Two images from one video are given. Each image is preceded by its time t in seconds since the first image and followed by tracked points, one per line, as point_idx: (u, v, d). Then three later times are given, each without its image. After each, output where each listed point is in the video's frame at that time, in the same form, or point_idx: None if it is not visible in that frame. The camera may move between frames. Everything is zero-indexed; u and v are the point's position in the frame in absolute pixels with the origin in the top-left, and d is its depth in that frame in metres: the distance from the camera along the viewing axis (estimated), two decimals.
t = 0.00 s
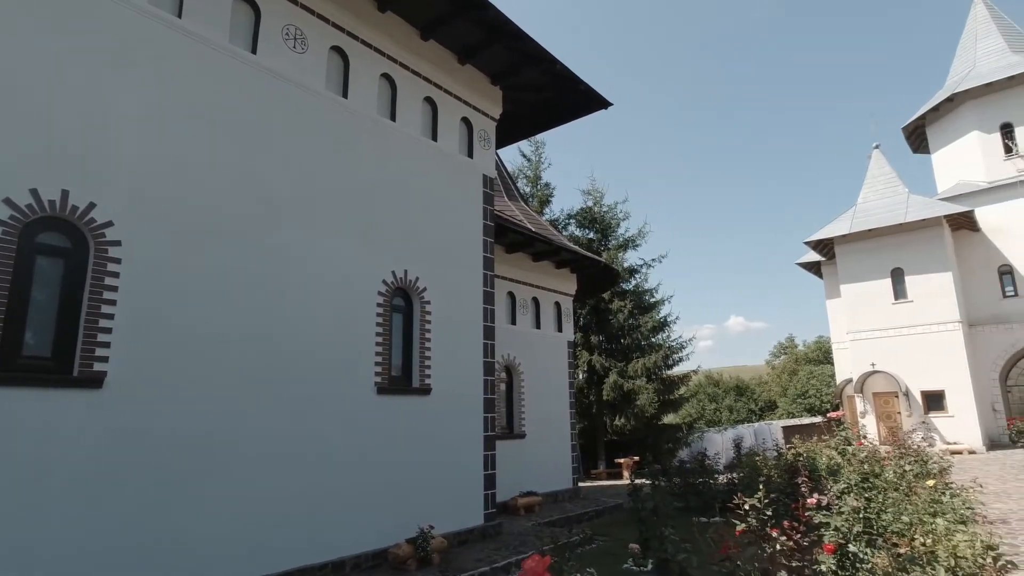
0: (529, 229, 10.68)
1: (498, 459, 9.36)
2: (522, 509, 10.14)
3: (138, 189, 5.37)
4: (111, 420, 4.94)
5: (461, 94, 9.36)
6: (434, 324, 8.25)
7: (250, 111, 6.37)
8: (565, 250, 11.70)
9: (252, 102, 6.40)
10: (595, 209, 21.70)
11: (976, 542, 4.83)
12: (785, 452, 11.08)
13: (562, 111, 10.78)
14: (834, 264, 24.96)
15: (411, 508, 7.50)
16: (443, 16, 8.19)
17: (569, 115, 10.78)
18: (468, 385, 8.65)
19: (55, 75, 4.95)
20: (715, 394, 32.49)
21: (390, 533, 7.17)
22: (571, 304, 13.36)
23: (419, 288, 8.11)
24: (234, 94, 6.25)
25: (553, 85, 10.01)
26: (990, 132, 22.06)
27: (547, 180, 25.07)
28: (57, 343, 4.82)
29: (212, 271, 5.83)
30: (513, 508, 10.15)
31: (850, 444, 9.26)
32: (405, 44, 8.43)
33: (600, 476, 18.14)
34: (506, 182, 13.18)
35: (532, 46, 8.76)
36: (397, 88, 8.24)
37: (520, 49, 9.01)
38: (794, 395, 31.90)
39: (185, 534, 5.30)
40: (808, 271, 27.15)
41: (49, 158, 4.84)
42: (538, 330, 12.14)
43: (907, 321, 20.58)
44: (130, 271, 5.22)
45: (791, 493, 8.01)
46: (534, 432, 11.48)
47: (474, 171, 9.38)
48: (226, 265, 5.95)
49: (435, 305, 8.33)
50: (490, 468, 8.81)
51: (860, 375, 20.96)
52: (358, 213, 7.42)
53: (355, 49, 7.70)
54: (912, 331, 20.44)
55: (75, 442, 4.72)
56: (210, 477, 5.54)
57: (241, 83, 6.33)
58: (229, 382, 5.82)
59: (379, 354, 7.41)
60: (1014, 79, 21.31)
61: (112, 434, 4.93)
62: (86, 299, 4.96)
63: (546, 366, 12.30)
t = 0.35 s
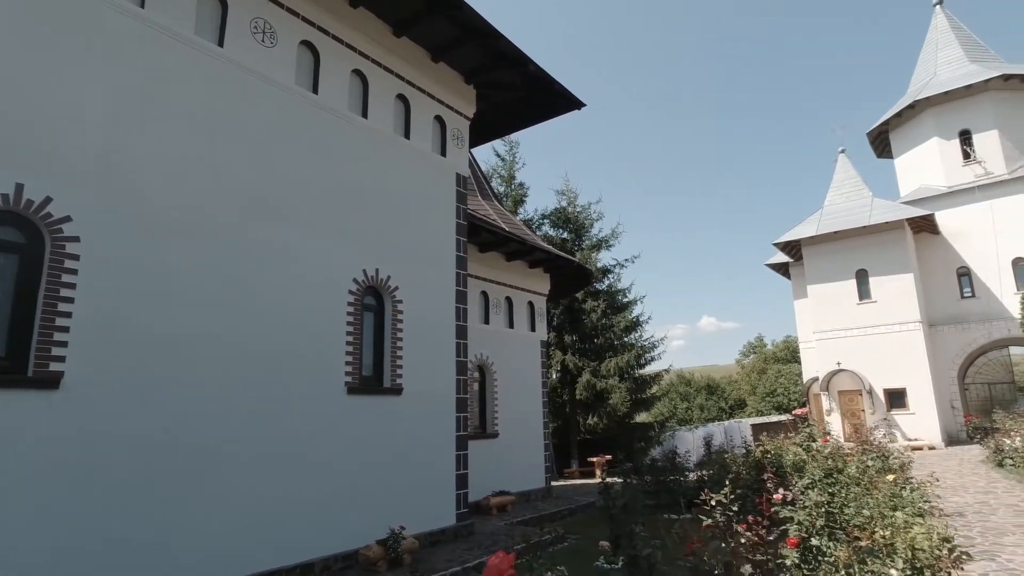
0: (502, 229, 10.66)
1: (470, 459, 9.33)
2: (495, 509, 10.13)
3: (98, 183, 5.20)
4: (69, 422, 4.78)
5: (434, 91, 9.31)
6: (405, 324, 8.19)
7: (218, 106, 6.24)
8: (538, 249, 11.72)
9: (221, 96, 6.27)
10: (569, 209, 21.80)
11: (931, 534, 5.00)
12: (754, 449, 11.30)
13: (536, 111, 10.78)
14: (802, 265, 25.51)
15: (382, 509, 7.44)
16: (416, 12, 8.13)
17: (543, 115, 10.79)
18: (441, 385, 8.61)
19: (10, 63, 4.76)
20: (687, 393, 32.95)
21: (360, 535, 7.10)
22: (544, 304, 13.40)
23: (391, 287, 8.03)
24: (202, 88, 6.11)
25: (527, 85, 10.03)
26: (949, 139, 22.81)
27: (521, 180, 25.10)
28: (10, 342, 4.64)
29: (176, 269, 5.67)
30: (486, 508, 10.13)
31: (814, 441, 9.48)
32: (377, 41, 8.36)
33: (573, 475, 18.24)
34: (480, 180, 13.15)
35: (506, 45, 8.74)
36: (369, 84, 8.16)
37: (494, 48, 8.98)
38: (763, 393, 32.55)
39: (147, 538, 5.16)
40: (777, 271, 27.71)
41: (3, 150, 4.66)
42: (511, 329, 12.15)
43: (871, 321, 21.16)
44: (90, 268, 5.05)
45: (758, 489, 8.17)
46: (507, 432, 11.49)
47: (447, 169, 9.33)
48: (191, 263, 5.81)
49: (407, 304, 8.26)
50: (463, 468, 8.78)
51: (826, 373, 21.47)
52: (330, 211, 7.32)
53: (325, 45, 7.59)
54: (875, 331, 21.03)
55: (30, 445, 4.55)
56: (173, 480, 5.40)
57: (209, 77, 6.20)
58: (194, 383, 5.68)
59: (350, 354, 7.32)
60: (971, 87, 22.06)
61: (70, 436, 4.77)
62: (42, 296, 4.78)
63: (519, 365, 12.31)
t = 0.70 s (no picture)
0: (474, 226, 10.62)
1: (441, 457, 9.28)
2: (465, 507, 10.10)
3: (51, 173, 4.99)
4: (18, 421, 4.57)
5: (405, 86, 9.21)
6: (374, 321, 8.09)
7: (183, 96, 6.08)
8: (510, 247, 11.71)
9: (186, 87, 6.11)
10: (542, 207, 21.85)
11: (887, 526, 5.15)
12: (721, 444, 11.49)
13: (509, 108, 10.75)
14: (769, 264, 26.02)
15: (351, 507, 7.34)
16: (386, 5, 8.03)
17: (516, 112, 10.77)
18: (410, 383, 8.54)
19: None
20: (657, 390, 33.35)
21: (328, 535, 6.98)
22: (516, 301, 13.40)
23: (360, 284, 7.93)
24: (165, 78, 5.94)
25: (499, 82, 10.00)
26: (910, 143, 23.51)
27: (494, 178, 25.07)
28: None
29: (135, 263, 5.49)
30: (456, 506, 10.09)
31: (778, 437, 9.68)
32: (347, 34, 8.24)
33: (544, 472, 18.30)
34: (452, 177, 13.08)
35: (478, 41, 8.70)
36: (338, 78, 8.03)
37: (466, 43, 8.93)
38: (731, 390, 33.15)
39: (104, 541, 4.97)
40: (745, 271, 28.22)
41: None
42: (483, 327, 12.11)
43: (835, 320, 21.70)
44: (41, 261, 4.84)
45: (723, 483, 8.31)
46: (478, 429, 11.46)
47: (418, 165, 9.25)
48: (151, 257, 5.62)
49: (377, 301, 8.16)
50: (433, 466, 8.73)
51: (792, 370, 21.95)
52: (298, 206, 7.20)
53: (293, 36, 7.45)
54: (839, 329, 21.58)
55: None
56: (132, 481, 5.23)
57: (173, 66, 6.03)
58: (155, 380, 5.50)
59: (317, 351, 7.19)
60: (931, 93, 22.77)
61: (19, 435, 4.57)
62: None
63: (491, 363, 12.28)
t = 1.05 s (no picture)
0: (444, 222, 10.54)
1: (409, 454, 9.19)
2: (434, 504, 10.02)
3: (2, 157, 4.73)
4: None
5: (374, 79, 9.08)
6: (341, 316, 7.96)
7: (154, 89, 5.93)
8: (481, 243, 11.67)
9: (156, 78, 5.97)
10: (513, 204, 21.84)
11: (845, 518, 5.29)
12: (688, 440, 11.66)
13: (480, 104, 10.70)
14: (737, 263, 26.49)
15: (317, 505, 7.19)
16: None
17: (487, 107, 10.72)
18: (378, 379, 8.43)
19: None
20: (627, 387, 33.68)
21: (293, 534, 6.83)
22: (486, 298, 13.37)
23: (327, 279, 7.78)
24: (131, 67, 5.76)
25: (470, 77, 9.95)
26: (871, 146, 24.20)
27: (465, 174, 24.95)
28: None
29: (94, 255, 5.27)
30: (425, 504, 10.00)
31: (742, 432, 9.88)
32: (316, 25, 8.09)
33: (514, 469, 18.32)
34: (421, 172, 12.97)
35: (449, 34, 8.62)
36: (305, 68, 7.87)
37: (436, 37, 8.84)
38: (699, 387, 33.70)
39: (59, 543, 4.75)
40: (713, 269, 28.69)
41: None
42: (453, 324, 12.04)
43: (799, 318, 22.24)
44: None
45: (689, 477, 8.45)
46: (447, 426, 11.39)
47: (387, 159, 9.14)
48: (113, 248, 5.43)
49: (344, 296, 8.03)
50: (400, 464, 8.64)
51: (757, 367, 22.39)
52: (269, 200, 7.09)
53: (258, 25, 7.26)
54: (803, 327, 22.12)
55: None
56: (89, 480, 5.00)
57: (141, 56, 5.86)
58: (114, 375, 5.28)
59: (282, 347, 7.03)
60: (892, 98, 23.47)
61: None
62: None
63: (461, 360, 12.21)
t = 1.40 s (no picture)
0: (418, 215, 10.43)
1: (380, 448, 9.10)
2: (406, 498, 9.96)
3: None
4: None
5: (347, 67, 8.92)
6: (312, 309, 7.83)
7: (146, 87, 6.00)
8: (455, 237, 11.59)
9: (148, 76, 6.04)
10: (488, 198, 21.76)
11: (808, 509, 5.41)
12: (659, 434, 11.80)
13: (455, 96, 10.60)
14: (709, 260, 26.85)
15: (285, 501, 7.08)
16: None
17: (462, 99, 10.63)
18: (349, 373, 8.32)
19: None
20: (600, 381, 33.97)
21: (262, 530, 6.72)
22: (460, 292, 13.32)
23: (297, 271, 7.64)
24: (122, 64, 5.81)
25: (446, 69, 9.87)
26: (840, 147, 24.73)
27: (440, 167, 24.77)
28: None
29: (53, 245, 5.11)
30: (396, 498, 9.94)
31: (711, 426, 10.03)
32: (286, 11, 7.90)
33: (487, 463, 18.33)
34: (395, 164, 12.81)
35: (423, 25, 8.51)
36: (275, 55, 7.68)
37: (411, 27, 8.71)
38: (671, 382, 34.16)
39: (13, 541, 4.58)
40: (686, 266, 29.04)
41: None
42: (426, 318, 11.96)
43: (768, 314, 22.68)
44: None
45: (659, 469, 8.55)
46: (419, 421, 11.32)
47: (359, 150, 8.99)
48: (73, 239, 5.25)
49: (314, 288, 7.89)
50: (372, 458, 8.56)
51: (727, 362, 22.76)
52: (258, 196, 7.18)
53: (225, 8, 7.05)
54: (772, 323, 22.58)
55: None
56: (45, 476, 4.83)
57: (121, 48, 5.81)
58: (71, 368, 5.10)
59: (250, 339, 6.88)
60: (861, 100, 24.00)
61: None
62: None
63: (433, 354, 12.13)
